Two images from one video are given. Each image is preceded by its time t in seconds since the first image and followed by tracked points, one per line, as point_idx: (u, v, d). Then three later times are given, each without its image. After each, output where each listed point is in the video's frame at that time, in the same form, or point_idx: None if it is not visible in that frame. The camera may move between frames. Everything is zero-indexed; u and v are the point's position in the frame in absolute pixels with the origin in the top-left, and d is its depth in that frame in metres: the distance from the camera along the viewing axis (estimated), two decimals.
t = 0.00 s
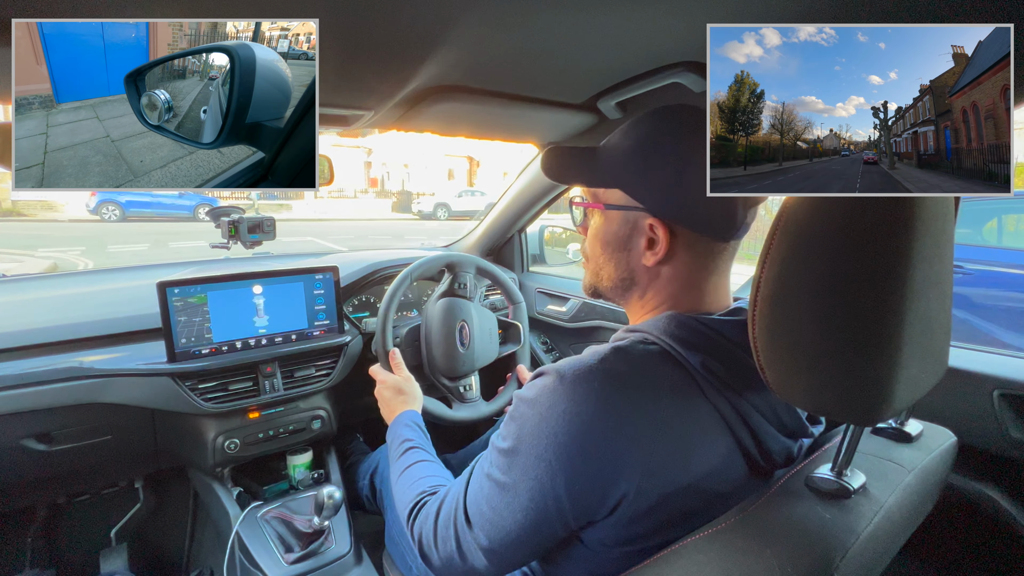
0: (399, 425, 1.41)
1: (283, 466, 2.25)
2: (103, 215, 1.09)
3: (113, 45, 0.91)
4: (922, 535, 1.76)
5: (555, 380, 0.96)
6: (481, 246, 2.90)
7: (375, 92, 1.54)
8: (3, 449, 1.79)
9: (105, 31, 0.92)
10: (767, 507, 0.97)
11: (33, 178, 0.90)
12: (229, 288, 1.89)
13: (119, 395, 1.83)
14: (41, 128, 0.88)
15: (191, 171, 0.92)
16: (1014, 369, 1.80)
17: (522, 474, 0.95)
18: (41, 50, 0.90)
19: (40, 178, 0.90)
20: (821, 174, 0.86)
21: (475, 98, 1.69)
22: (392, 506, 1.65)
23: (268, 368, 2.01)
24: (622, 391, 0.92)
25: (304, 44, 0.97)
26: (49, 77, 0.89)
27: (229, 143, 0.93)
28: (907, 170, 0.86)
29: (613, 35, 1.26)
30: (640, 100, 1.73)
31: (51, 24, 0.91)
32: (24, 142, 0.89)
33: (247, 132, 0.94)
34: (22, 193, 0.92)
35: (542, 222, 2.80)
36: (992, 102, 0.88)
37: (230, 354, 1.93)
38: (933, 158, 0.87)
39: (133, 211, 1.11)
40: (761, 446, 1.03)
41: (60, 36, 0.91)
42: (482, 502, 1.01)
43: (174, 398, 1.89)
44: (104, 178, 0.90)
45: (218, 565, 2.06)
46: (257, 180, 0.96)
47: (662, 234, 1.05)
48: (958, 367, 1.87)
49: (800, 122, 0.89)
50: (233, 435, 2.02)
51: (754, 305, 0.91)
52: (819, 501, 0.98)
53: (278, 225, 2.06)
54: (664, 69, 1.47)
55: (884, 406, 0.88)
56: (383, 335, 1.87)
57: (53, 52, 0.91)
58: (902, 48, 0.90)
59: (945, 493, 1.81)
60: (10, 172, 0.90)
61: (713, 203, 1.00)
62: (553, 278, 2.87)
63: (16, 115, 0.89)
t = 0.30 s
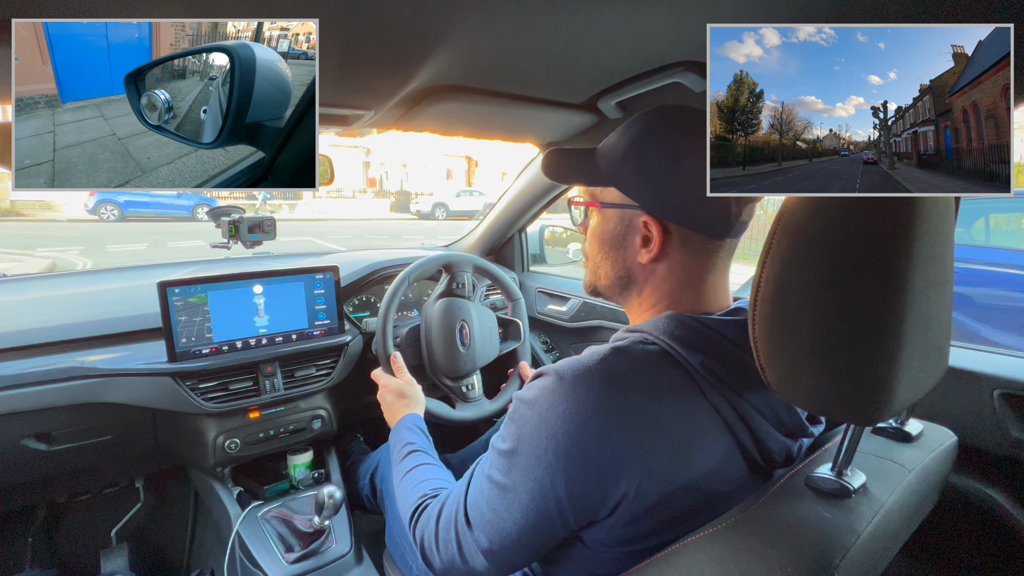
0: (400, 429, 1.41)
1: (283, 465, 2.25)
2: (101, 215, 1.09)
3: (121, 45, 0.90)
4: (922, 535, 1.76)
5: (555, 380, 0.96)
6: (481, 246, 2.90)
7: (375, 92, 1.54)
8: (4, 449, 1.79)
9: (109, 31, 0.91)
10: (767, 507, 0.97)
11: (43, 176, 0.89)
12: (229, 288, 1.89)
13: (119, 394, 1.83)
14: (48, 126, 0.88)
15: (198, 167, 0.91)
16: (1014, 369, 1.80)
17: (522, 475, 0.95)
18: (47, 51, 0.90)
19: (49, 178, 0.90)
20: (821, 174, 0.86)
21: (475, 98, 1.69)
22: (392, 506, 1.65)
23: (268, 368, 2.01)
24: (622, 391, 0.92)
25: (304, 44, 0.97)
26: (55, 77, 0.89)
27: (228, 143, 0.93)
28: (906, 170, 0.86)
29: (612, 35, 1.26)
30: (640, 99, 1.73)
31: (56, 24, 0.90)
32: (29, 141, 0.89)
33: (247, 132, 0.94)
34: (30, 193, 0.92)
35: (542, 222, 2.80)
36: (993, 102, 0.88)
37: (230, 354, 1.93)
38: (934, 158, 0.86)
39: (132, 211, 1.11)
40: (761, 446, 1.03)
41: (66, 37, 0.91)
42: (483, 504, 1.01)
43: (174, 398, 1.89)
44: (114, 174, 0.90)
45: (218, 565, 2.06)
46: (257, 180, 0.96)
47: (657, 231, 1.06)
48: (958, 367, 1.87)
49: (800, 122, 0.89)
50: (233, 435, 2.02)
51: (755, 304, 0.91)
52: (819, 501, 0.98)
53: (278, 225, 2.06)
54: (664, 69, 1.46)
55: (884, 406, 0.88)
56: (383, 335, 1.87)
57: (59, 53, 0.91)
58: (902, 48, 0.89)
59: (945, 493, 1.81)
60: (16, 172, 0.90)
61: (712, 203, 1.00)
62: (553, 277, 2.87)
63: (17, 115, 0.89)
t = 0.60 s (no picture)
0: (394, 432, 1.43)
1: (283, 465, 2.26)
2: (99, 215, 1.09)
3: (128, 45, 0.90)
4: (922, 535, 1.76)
5: (554, 382, 0.96)
6: (481, 246, 2.90)
7: (375, 92, 1.54)
8: (4, 449, 1.79)
9: (112, 31, 0.91)
10: (768, 507, 0.97)
11: (53, 175, 0.89)
12: (229, 287, 1.89)
13: (119, 394, 1.83)
14: (54, 125, 0.87)
15: (203, 161, 0.92)
16: (1014, 369, 1.80)
17: (522, 478, 0.95)
18: (51, 51, 0.90)
19: (60, 179, 0.89)
20: (820, 175, 0.86)
21: (475, 98, 1.69)
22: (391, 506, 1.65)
23: (268, 367, 2.02)
24: (621, 393, 0.92)
25: (303, 44, 0.97)
26: (59, 77, 0.88)
27: (229, 143, 0.94)
28: (906, 170, 0.85)
29: (612, 35, 1.26)
30: (640, 99, 1.73)
31: (62, 26, 0.90)
32: (36, 139, 0.88)
33: (247, 132, 0.94)
34: (38, 193, 0.91)
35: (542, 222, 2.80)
36: (993, 101, 0.87)
37: (230, 353, 1.93)
38: (933, 158, 0.86)
39: (130, 211, 1.12)
40: (761, 448, 1.03)
41: (70, 36, 0.91)
42: (478, 509, 1.01)
43: (174, 398, 1.89)
44: (121, 170, 0.90)
45: (218, 564, 2.06)
46: (257, 180, 0.95)
47: (666, 232, 1.06)
48: (958, 367, 1.87)
49: (800, 122, 0.87)
50: (233, 435, 2.02)
51: (755, 304, 0.92)
52: (820, 501, 0.98)
53: (278, 225, 2.06)
54: (664, 69, 1.46)
55: (884, 406, 0.88)
56: (382, 335, 1.87)
57: (63, 53, 0.90)
58: (901, 48, 0.89)
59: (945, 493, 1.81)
60: (25, 171, 0.89)
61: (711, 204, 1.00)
62: (553, 277, 2.87)
63: (17, 115, 0.89)
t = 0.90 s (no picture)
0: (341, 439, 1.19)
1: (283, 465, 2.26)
2: (97, 215, 1.09)
3: (131, 44, 0.90)
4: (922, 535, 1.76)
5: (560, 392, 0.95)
6: (481, 246, 2.90)
7: (375, 92, 1.54)
8: (3, 449, 1.79)
9: (115, 31, 0.91)
10: (769, 507, 0.97)
11: (62, 173, 0.89)
12: (229, 287, 1.89)
13: (119, 394, 1.84)
14: (60, 124, 0.87)
15: (208, 158, 0.92)
16: (1015, 369, 1.80)
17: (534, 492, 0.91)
18: (55, 51, 0.90)
19: (70, 178, 0.90)
20: (820, 175, 0.86)
21: (475, 98, 1.69)
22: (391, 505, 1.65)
23: (268, 368, 2.02)
24: (637, 397, 0.91)
25: (303, 44, 0.97)
26: (62, 77, 0.88)
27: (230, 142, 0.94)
28: (906, 170, 0.85)
29: (611, 34, 1.26)
30: (640, 99, 1.73)
31: (66, 26, 0.90)
32: (43, 139, 0.88)
33: (247, 132, 0.94)
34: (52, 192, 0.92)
35: (542, 221, 2.80)
36: (994, 101, 0.87)
37: (230, 353, 1.94)
38: (933, 158, 0.86)
39: (128, 211, 1.12)
40: (763, 447, 1.03)
41: (74, 37, 0.91)
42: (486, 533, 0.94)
43: (174, 398, 1.89)
44: (128, 167, 0.90)
45: (218, 564, 2.06)
46: (257, 180, 0.95)
47: (676, 232, 1.05)
48: (958, 367, 1.87)
49: (799, 122, 0.87)
50: (233, 435, 2.02)
51: (755, 304, 0.92)
52: (820, 501, 0.98)
53: (278, 225, 2.06)
54: (663, 68, 1.46)
55: (884, 406, 0.88)
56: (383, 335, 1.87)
57: (68, 53, 0.90)
58: (900, 48, 0.89)
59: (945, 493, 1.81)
60: (34, 168, 0.89)
61: (710, 204, 1.00)
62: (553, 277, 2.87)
63: (18, 114, 0.88)
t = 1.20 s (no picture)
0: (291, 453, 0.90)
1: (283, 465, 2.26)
2: (95, 215, 1.09)
3: (134, 44, 0.90)
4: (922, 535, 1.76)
5: (575, 409, 0.95)
6: (481, 246, 2.91)
7: (375, 92, 1.54)
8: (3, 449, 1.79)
9: (118, 31, 0.91)
10: (770, 508, 0.97)
11: (70, 170, 0.89)
12: (228, 288, 1.87)
13: (119, 394, 1.84)
14: (65, 123, 0.87)
15: (213, 155, 0.91)
16: (1014, 369, 1.80)
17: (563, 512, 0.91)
18: (60, 52, 0.90)
19: (78, 176, 0.89)
20: (819, 175, 0.86)
21: (475, 98, 1.69)
22: (392, 505, 1.65)
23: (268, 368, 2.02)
24: (653, 406, 0.91)
25: (303, 44, 0.97)
26: (67, 77, 0.88)
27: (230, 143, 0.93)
28: (905, 171, 0.85)
29: (611, 34, 1.26)
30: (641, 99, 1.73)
31: (70, 27, 0.91)
32: (48, 138, 0.88)
33: (247, 132, 0.93)
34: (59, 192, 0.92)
35: (542, 221, 2.80)
36: (994, 101, 0.87)
37: (230, 353, 1.94)
38: (933, 158, 0.86)
39: (126, 211, 1.12)
40: (768, 449, 1.05)
41: (78, 37, 0.91)
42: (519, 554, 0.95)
43: (174, 398, 1.91)
44: (135, 164, 0.89)
45: (219, 564, 2.06)
46: (257, 180, 0.95)
47: (693, 235, 1.05)
48: (957, 367, 1.87)
49: (798, 122, 0.87)
50: (233, 435, 2.03)
51: (755, 305, 0.93)
52: (820, 501, 0.98)
53: (278, 225, 2.06)
54: (664, 69, 1.47)
55: (885, 406, 0.88)
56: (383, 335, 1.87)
57: (72, 53, 0.90)
58: (899, 48, 0.89)
59: (946, 492, 1.81)
60: (41, 165, 0.89)
61: (710, 204, 1.00)
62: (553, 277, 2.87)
63: (19, 115, 0.88)
